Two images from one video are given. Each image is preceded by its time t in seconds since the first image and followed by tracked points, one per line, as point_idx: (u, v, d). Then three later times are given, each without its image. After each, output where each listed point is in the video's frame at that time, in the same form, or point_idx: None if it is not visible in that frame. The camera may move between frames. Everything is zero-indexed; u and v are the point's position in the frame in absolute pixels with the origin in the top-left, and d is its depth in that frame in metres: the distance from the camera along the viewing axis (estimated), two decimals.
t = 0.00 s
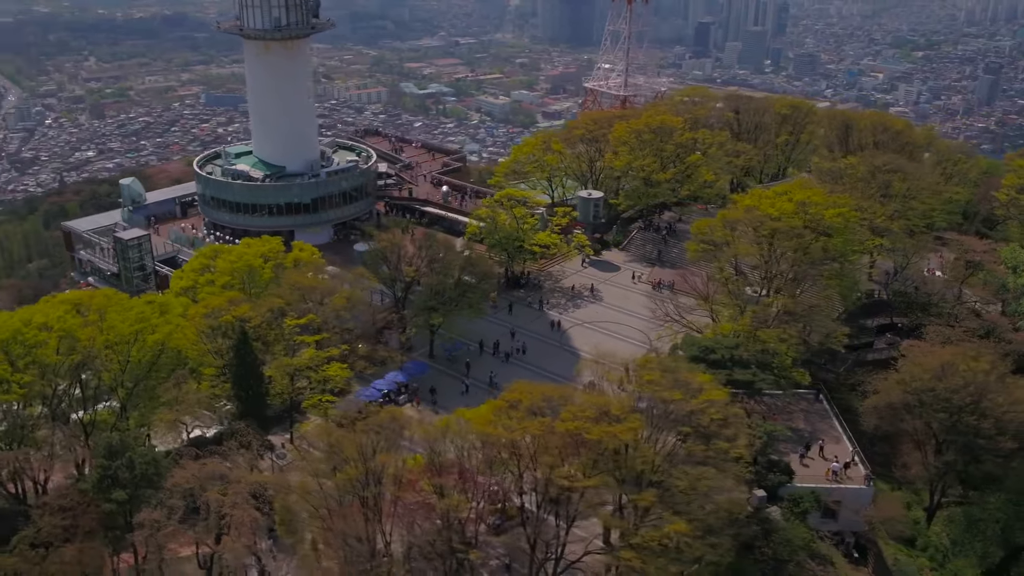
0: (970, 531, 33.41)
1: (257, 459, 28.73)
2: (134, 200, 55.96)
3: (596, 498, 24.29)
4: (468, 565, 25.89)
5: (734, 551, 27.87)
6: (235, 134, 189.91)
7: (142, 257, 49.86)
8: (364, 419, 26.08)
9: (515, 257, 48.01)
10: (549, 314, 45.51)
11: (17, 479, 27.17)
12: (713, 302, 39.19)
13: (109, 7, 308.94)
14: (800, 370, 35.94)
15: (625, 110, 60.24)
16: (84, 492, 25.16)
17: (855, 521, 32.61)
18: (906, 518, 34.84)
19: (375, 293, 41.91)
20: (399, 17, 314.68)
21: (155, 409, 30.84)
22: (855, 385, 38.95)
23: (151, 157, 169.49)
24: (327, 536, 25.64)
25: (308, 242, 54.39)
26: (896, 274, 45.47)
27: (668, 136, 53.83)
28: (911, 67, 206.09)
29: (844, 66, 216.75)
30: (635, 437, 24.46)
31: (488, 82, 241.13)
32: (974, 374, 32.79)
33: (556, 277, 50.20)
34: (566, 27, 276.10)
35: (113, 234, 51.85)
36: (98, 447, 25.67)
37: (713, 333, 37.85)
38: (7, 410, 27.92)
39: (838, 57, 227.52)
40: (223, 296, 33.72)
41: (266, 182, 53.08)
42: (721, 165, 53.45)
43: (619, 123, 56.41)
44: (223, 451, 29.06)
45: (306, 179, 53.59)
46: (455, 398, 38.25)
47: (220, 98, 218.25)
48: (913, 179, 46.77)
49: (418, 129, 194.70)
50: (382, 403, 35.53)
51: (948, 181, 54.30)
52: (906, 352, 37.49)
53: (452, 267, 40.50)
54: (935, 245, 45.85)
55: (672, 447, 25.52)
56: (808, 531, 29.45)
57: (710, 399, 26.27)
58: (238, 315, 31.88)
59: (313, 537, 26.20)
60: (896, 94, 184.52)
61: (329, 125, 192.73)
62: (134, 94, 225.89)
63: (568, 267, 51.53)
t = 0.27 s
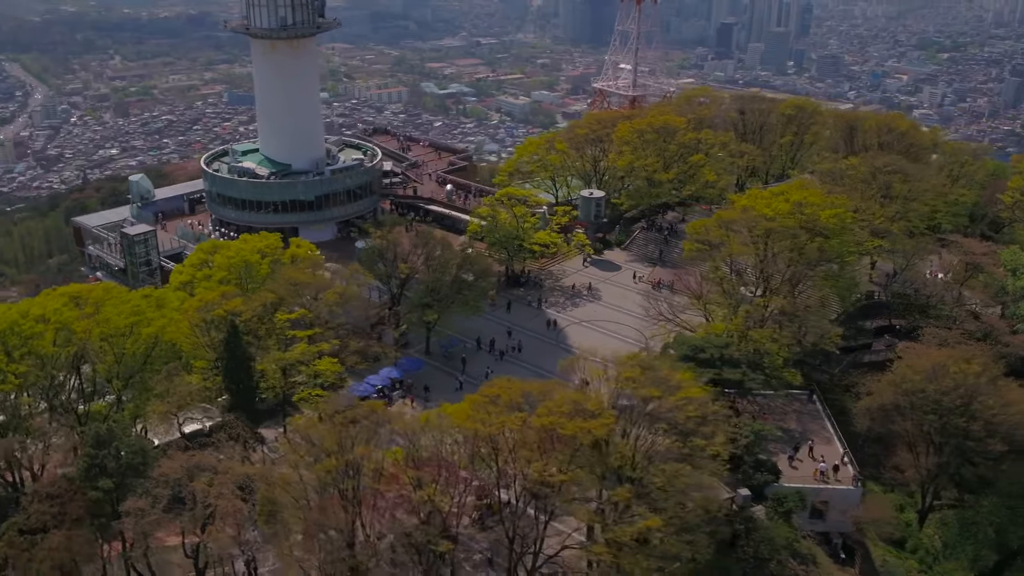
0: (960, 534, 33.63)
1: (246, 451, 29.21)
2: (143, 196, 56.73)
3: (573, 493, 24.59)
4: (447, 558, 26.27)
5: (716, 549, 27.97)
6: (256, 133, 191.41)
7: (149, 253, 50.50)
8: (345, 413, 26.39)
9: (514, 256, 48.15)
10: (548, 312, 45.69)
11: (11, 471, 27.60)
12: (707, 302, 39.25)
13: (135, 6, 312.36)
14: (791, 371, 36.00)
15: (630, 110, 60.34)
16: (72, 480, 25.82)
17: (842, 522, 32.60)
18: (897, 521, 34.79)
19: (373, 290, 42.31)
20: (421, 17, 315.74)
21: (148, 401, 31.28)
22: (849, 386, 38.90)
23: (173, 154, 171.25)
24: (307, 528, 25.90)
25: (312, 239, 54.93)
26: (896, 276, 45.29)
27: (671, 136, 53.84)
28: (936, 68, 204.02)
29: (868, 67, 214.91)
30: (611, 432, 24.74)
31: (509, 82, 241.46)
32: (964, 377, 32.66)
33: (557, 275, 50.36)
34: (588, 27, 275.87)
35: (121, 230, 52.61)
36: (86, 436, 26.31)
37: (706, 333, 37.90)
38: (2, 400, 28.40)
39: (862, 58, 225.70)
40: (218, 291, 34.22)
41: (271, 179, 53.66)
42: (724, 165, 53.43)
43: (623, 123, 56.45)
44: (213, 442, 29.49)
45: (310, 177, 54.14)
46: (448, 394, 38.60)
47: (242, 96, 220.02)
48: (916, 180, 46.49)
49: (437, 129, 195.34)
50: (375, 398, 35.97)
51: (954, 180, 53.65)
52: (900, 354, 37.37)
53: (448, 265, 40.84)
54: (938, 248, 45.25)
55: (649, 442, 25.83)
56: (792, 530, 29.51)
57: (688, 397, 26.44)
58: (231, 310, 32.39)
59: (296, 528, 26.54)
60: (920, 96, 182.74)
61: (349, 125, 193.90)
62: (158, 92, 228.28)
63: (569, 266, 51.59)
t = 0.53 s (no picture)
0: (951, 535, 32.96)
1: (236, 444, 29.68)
2: (150, 192, 57.43)
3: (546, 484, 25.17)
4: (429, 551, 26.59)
5: (698, 548, 28.08)
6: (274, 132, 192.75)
7: (154, 249, 51.19)
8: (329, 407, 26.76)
9: (514, 255, 48.35)
10: (545, 311, 45.88)
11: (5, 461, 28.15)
12: (701, 301, 39.35)
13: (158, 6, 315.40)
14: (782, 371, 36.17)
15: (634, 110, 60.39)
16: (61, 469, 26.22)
17: (830, 523, 32.60)
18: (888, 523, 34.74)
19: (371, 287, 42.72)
20: (442, 17, 316.58)
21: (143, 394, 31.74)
22: (843, 387, 38.98)
23: (192, 153, 172.87)
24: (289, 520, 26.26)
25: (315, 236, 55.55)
26: (895, 277, 45.11)
27: (673, 136, 54.00)
28: (959, 70, 202.18)
29: (889, 69, 213.32)
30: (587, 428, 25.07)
31: (528, 82, 241.69)
32: (954, 379, 32.58)
33: (557, 274, 50.49)
34: (608, 28, 275.59)
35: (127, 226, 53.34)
36: (75, 427, 26.59)
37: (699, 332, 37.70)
38: None
39: (884, 60, 224.04)
40: (214, 286, 34.76)
41: (275, 177, 54.25)
42: (726, 165, 53.44)
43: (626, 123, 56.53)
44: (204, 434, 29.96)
45: (314, 175, 54.67)
46: (442, 390, 39.00)
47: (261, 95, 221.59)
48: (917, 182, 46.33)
49: (455, 129, 195.96)
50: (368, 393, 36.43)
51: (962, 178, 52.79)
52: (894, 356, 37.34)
53: (445, 263, 41.18)
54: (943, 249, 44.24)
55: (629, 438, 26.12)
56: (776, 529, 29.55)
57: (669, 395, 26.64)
58: (223, 304, 32.85)
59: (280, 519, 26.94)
60: (942, 99, 181.20)
61: (367, 125, 195.01)
62: (179, 91, 230.41)
63: (570, 265, 51.67)
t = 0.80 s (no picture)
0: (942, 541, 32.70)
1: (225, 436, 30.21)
2: (159, 189, 58.21)
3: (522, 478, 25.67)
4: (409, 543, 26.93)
5: (679, 546, 28.22)
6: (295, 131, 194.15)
7: (160, 245, 52.04)
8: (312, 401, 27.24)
9: (514, 254, 48.54)
10: (543, 310, 46.06)
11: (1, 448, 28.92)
12: (695, 301, 39.43)
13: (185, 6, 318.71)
14: (772, 371, 36.23)
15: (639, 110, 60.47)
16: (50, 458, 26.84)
17: (816, 524, 32.64)
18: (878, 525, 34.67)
19: (367, 284, 43.06)
20: (464, 18, 317.35)
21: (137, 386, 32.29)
22: (837, 388, 38.91)
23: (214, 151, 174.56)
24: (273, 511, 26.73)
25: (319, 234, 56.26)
26: (894, 279, 44.84)
27: (675, 136, 54.18)
28: (986, 73, 199.88)
29: (914, 71, 211.27)
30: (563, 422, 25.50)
31: (548, 83, 241.79)
32: (942, 380, 32.49)
33: (557, 274, 50.55)
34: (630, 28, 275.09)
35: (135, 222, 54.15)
36: (65, 416, 27.01)
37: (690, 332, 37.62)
38: None
39: (908, 61, 221.96)
40: (209, 281, 35.35)
41: (280, 175, 54.86)
42: (728, 166, 53.45)
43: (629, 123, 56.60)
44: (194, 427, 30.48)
45: (319, 173, 55.24)
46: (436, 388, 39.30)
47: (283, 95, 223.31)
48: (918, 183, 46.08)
49: (475, 129, 196.42)
50: (362, 387, 36.88)
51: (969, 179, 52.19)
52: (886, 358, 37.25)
53: (440, 261, 41.53)
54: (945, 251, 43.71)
55: (604, 433, 26.46)
56: (759, 528, 29.64)
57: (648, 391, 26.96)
58: (216, 299, 33.42)
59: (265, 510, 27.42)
60: (967, 101, 179.24)
61: (386, 124, 196.14)
62: (203, 90, 232.73)
63: (570, 264, 51.81)
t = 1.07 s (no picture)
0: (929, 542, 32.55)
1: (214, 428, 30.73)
2: (167, 186, 58.99)
3: (499, 471, 26.13)
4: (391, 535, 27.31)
5: (660, 543, 28.41)
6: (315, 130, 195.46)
7: (166, 240, 52.88)
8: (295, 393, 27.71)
9: (513, 252, 48.87)
10: (540, 308, 46.31)
11: None
12: (687, 300, 39.55)
13: (211, 6, 321.90)
14: (762, 372, 36.29)
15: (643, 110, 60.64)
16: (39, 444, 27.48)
17: (802, 524, 32.67)
18: (868, 527, 34.73)
19: (364, 280, 43.46)
20: (487, 18, 318.43)
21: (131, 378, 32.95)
22: (829, 389, 38.87)
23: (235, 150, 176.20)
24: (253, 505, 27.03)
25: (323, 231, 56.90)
26: (893, 281, 44.56)
27: (677, 136, 54.39)
28: (1013, 75, 197.43)
29: (939, 73, 209.10)
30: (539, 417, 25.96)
31: (570, 83, 241.73)
32: (930, 381, 32.40)
33: (557, 273, 50.73)
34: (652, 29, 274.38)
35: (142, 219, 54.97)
36: (55, 406, 27.56)
37: (681, 331, 37.59)
38: None
39: (934, 64, 219.71)
40: (205, 276, 35.90)
41: (285, 173, 55.50)
42: (730, 166, 53.46)
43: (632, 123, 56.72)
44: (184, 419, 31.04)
45: (323, 171, 55.81)
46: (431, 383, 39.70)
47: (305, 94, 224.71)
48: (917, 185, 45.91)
49: (494, 129, 196.75)
50: (356, 382, 37.28)
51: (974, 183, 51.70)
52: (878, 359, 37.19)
53: (436, 259, 41.95)
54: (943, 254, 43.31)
55: (581, 429, 27.01)
56: (741, 527, 29.73)
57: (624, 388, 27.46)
58: (210, 292, 33.98)
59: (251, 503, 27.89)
60: (993, 104, 177.20)
61: (406, 124, 197.08)
62: (226, 89, 234.86)
63: (570, 264, 52.00)
